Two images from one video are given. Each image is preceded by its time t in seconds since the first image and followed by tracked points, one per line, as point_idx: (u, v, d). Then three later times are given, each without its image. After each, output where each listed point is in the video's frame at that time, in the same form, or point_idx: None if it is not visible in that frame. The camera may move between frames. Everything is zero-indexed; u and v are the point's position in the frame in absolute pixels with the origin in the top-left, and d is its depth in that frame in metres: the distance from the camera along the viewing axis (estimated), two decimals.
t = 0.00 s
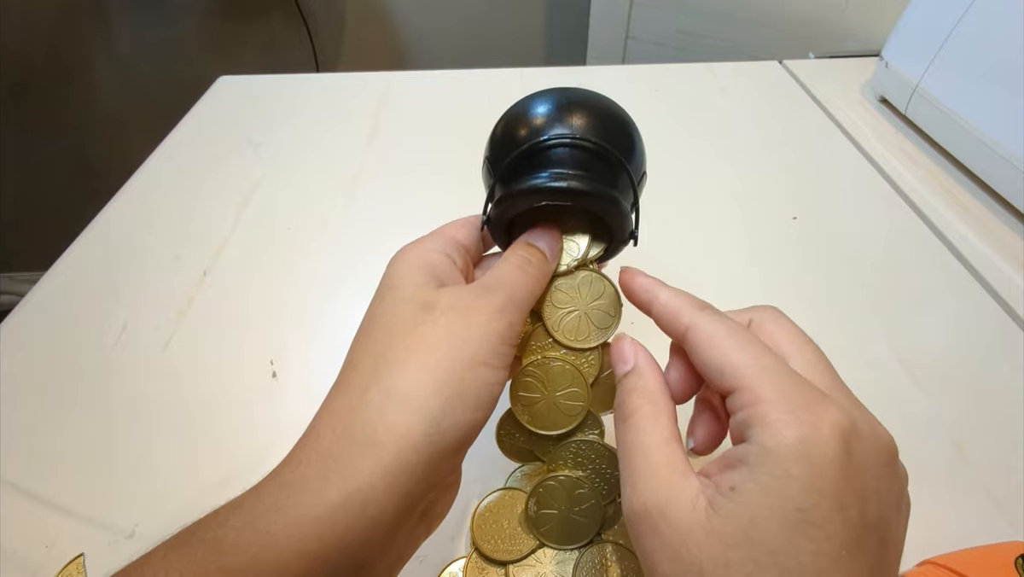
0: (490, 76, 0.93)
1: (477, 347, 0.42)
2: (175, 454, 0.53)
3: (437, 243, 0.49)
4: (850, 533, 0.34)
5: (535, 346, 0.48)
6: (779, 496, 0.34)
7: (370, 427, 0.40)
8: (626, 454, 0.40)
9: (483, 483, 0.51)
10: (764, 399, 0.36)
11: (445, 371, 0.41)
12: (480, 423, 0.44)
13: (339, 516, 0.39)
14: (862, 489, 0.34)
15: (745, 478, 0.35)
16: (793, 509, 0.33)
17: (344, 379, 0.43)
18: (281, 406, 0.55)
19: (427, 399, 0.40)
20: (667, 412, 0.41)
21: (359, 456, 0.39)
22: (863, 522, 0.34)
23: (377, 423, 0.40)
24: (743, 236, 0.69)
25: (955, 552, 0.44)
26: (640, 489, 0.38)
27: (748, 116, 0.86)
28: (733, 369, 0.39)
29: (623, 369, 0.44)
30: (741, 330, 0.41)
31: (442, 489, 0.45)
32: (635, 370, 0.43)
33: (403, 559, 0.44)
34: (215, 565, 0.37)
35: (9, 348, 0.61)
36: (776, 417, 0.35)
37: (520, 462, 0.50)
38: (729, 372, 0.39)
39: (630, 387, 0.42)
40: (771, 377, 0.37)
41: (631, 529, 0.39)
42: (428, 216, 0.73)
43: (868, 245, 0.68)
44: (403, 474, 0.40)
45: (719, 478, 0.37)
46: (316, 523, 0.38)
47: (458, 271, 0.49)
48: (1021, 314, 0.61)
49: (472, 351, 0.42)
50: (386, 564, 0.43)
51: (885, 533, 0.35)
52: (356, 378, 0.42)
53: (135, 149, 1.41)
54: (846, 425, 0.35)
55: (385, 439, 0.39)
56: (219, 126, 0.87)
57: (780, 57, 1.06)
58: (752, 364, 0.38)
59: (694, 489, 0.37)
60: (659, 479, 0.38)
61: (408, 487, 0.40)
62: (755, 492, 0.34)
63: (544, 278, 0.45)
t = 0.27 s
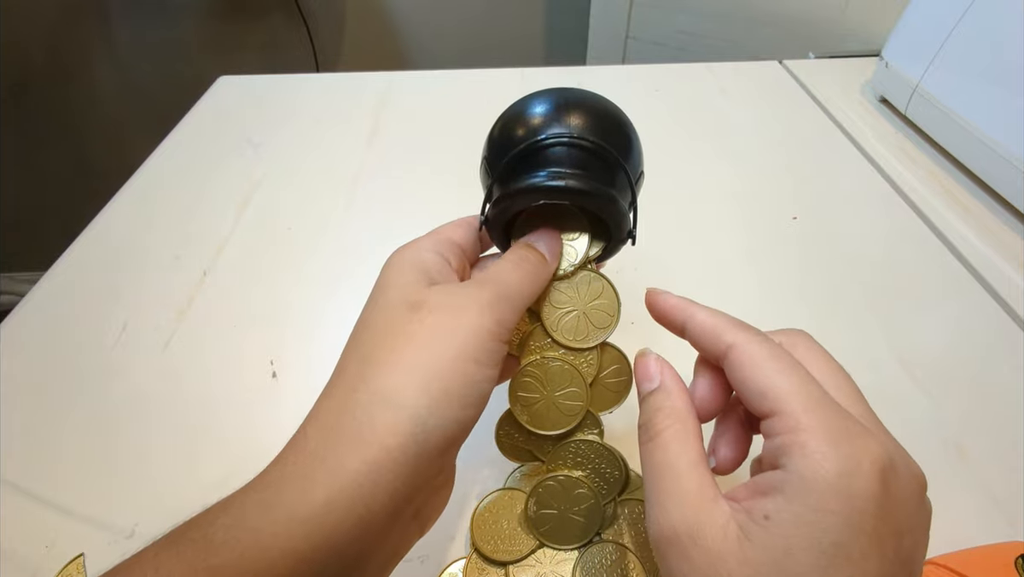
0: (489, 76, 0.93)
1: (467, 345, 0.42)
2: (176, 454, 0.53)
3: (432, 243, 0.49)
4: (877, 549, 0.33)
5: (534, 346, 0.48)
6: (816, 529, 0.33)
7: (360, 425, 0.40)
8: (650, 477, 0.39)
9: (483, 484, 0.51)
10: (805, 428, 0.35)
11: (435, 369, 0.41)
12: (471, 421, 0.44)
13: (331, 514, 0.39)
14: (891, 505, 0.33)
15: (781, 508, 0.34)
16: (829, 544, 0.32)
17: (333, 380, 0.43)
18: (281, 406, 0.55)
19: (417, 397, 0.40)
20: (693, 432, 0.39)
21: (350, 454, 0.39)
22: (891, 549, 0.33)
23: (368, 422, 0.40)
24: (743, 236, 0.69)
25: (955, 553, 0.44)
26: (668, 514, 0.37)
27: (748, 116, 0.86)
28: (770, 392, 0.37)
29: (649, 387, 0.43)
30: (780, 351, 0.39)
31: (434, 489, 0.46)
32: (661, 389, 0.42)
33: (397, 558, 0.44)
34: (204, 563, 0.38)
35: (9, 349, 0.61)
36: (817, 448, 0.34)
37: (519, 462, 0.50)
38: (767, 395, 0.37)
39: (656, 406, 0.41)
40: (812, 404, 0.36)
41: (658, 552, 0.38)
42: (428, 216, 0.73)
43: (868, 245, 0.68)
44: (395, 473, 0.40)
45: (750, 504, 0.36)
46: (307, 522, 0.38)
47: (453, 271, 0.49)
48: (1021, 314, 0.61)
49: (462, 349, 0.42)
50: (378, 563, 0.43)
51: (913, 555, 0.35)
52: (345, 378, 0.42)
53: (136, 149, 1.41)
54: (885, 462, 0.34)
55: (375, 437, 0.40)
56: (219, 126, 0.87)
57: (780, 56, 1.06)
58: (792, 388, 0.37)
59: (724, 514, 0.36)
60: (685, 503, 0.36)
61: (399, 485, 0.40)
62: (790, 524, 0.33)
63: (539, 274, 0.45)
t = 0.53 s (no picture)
0: (489, 76, 0.93)
1: (462, 344, 0.42)
2: (175, 454, 0.53)
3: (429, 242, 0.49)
4: (886, 552, 0.33)
5: (533, 346, 0.48)
6: (833, 533, 0.33)
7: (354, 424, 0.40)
8: (662, 480, 0.38)
9: (483, 484, 0.51)
10: (824, 432, 0.35)
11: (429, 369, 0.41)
12: (466, 420, 0.44)
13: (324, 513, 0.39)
14: (896, 506, 0.33)
15: (797, 511, 0.34)
16: (845, 549, 0.32)
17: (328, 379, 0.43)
18: (281, 406, 0.55)
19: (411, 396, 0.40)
20: (704, 435, 0.39)
21: (342, 453, 0.39)
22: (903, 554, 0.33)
23: (364, 421, 0.40)
24: (743, 236, 0.69)
25: (955, 553, 0.44)
26: (681, 517, 0.36)
27: (748, 116, 0.86)
28: (788, 395, 0.37)
29: (659, 390, 0.42)
30: (800, 353, 0.39)
31: (429, 488, 0.46)
32: (673, 391, 0.41)
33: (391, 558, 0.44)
34: (198, 563, 0.38)
35: (8, 349, 0.61)
36: (837, 452, 0.34)
37: (519, 462, 0.49)
38: (784, 398, 0.37)
39: (668, 409, 0.40)
40: (832, 408, 0.36)
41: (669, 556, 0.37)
42: (428, 216, 0.73)
43: (868, 245, 0.68)
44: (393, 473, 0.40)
45: (763, 507, 0.35)
46: (300, 520, 0.38)
47: (451, 270, 0.49)
48: (1021, 314, 0.61)
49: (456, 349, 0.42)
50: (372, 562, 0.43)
51: (927, 558, 0.34)
52: (340, 377, 0.42)
53: (136, 149, 1.41)
54: (902, 466, 0.34)
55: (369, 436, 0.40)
56: (218, 126, 0.87)
57: (780, 56, 1.06)
58: (814, 392, 0.36)
59: (738, 518, 0.35)
60: (696, 505, 0.36)
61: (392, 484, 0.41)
62: (807, 527, 0.33)
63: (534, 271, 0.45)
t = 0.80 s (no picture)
0: (489, 76, 0.93)
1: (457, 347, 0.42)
2: (175, 455, 0.53)
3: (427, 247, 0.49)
4: (897, 552, 0.33)
5: (533, 346, 0.48)
6: (846, 534, 0.33)
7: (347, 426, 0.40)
8: (670, 481, 0.38)
9: (483, 484, 0.51)
10: (837, 432, 0.35)
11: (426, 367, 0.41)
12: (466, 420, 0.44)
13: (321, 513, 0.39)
14: (899, 505, 0.33)
15: (808, 511, 0.34)
16: (856, 549, 0.32)
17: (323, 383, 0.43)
18: (280, 406, 0.55)
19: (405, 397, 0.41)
20: (713, 435, 0.39)
21: (332, 460, 0.39)
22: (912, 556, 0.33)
23: (360, 420, 0.40)
24: (743, 236, 0.69)
25: (955, 553, 0.44)
26: (691, 519, 0.36)
27: (748, 115, 0.86)
28: (800, 395, 0.37)
29: (668, 389, 0.42)
30: (813, 354, 0.39)
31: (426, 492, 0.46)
32: (682, 391, 0.41)
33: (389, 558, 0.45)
34: (193, 567, 0.38)
35: (8, 349, 0.61)
36: (849, 453, 0.34)
37: (519, 461, 0.49)
38: (797, 398, 0.37)
39: (677, 409, 0.40)
40: (844, 409, 0.36)
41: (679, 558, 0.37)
42: (427, 216, 0.73)
43: (868, 245, 0.68)
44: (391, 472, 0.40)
45: (774, 507, 0.35)
46: (301, 519, 0.39)
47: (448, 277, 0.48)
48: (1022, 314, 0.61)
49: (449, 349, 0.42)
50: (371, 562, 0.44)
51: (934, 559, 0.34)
52: (341, 375, 0.42)
53: (135, 149, 1.41)
54: (913, 469, 0.34)
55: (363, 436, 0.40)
56: (218, 126, 0.87)
57: (780, 57, 1.06)
58: (827, 393, 0.36)
59: (749, 517, 0.35)
60: (706, 505, 0.36)
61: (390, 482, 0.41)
62: (818, 527, 0.33)
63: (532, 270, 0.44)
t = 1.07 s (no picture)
0: (489, 76, 0.93)
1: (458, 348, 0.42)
2: (175, 455, 0.53)
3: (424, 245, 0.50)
4: (898, 553, 0.33)
5: (532, 347, 0.48)
6: (856, 544, 0.33)
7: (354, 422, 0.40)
8: (679, 487, 0.38)
9: (483, 484, 0.51)
10: (847, 442, 0.35)
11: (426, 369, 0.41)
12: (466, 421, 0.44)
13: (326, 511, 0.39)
14: (900, 506, 0.33)
15: (818, 521, 0.34)
16: (867, 557, 0.32)
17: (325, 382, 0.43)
18: (280, 406, 0.55)
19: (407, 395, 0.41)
20: (721, 441, 0.39)
21: (342, 451, 0.40)
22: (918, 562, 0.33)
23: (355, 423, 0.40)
24: (743, 236, 0.69)
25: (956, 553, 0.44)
26: (700, 526, 0.36)
27: (747, 115, 0.86)
28: (808, 404, 0.37)
29: (674, 396, 0.41)
30: (820, 361, 0.39)
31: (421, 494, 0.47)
32: (688, 398, 0.41)
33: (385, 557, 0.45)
34: (193, 565, 0.38)
35: (9, 348, 0.61)
36: (859, 462, 0.34)
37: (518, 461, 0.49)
38: (806, 406, 0.37)
39: (684, 415, 0.40)
40: (853, 418, 0.36)
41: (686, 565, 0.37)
42: (427, 216, 0.73)
43: (868, 245, 0.68)
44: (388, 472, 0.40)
45: (782, 516, 0.35)
46: (301, 522, 0.39)
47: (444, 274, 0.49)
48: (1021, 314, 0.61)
49: (452, 351, 0.42)
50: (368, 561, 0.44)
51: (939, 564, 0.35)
52: (341, 375, 0.42)
53: (136, 149, 1.41)
54: (922, 481, 0.34)
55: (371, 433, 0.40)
56: (218, 126, 0.87)
57: (780, 56, 1.06)
58: (836, 402, 0.36)
59: (757, 526, 0.35)
60: (716, 512, 0.36)
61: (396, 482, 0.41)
62: (826, 535, 0.33)
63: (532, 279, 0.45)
